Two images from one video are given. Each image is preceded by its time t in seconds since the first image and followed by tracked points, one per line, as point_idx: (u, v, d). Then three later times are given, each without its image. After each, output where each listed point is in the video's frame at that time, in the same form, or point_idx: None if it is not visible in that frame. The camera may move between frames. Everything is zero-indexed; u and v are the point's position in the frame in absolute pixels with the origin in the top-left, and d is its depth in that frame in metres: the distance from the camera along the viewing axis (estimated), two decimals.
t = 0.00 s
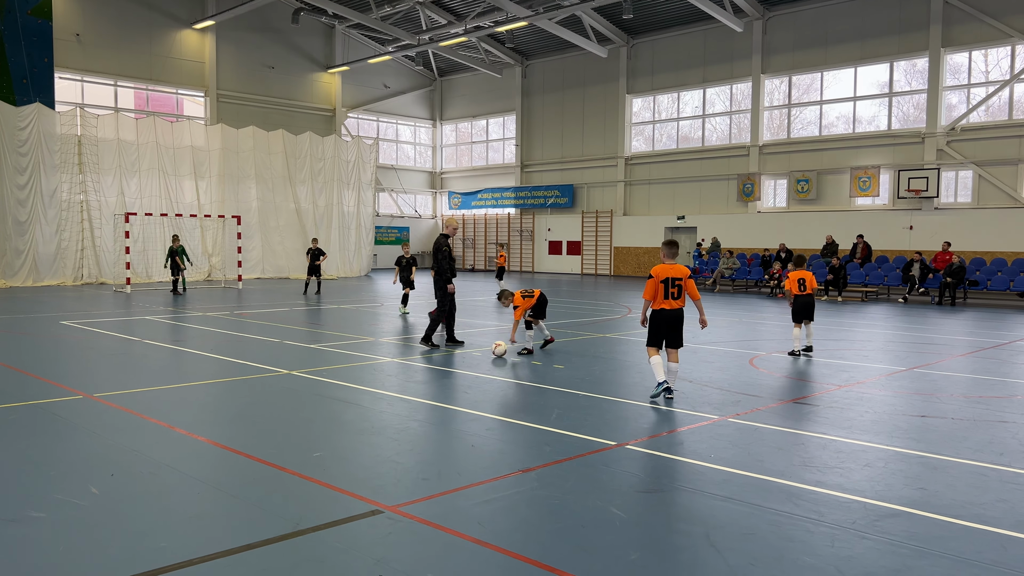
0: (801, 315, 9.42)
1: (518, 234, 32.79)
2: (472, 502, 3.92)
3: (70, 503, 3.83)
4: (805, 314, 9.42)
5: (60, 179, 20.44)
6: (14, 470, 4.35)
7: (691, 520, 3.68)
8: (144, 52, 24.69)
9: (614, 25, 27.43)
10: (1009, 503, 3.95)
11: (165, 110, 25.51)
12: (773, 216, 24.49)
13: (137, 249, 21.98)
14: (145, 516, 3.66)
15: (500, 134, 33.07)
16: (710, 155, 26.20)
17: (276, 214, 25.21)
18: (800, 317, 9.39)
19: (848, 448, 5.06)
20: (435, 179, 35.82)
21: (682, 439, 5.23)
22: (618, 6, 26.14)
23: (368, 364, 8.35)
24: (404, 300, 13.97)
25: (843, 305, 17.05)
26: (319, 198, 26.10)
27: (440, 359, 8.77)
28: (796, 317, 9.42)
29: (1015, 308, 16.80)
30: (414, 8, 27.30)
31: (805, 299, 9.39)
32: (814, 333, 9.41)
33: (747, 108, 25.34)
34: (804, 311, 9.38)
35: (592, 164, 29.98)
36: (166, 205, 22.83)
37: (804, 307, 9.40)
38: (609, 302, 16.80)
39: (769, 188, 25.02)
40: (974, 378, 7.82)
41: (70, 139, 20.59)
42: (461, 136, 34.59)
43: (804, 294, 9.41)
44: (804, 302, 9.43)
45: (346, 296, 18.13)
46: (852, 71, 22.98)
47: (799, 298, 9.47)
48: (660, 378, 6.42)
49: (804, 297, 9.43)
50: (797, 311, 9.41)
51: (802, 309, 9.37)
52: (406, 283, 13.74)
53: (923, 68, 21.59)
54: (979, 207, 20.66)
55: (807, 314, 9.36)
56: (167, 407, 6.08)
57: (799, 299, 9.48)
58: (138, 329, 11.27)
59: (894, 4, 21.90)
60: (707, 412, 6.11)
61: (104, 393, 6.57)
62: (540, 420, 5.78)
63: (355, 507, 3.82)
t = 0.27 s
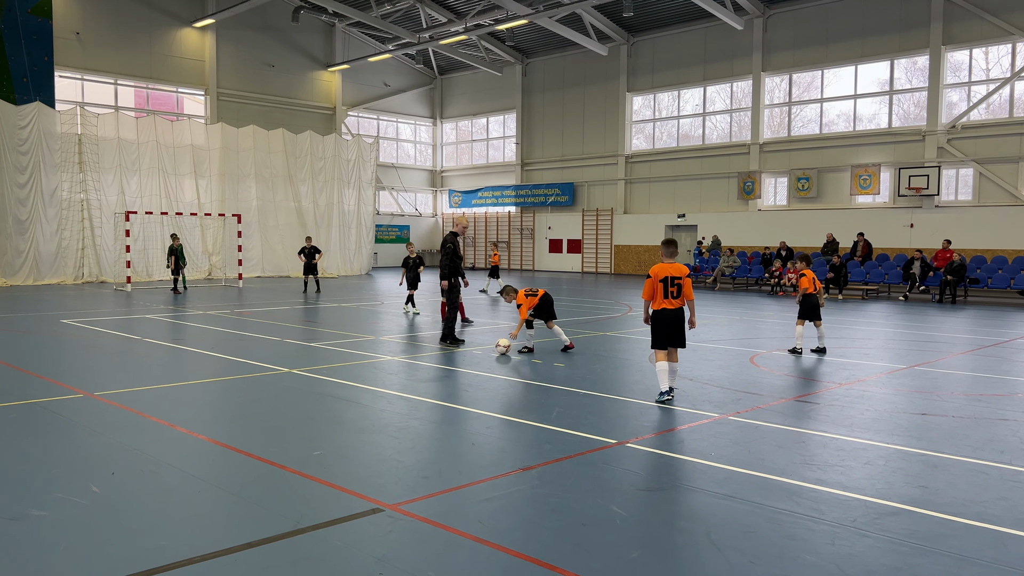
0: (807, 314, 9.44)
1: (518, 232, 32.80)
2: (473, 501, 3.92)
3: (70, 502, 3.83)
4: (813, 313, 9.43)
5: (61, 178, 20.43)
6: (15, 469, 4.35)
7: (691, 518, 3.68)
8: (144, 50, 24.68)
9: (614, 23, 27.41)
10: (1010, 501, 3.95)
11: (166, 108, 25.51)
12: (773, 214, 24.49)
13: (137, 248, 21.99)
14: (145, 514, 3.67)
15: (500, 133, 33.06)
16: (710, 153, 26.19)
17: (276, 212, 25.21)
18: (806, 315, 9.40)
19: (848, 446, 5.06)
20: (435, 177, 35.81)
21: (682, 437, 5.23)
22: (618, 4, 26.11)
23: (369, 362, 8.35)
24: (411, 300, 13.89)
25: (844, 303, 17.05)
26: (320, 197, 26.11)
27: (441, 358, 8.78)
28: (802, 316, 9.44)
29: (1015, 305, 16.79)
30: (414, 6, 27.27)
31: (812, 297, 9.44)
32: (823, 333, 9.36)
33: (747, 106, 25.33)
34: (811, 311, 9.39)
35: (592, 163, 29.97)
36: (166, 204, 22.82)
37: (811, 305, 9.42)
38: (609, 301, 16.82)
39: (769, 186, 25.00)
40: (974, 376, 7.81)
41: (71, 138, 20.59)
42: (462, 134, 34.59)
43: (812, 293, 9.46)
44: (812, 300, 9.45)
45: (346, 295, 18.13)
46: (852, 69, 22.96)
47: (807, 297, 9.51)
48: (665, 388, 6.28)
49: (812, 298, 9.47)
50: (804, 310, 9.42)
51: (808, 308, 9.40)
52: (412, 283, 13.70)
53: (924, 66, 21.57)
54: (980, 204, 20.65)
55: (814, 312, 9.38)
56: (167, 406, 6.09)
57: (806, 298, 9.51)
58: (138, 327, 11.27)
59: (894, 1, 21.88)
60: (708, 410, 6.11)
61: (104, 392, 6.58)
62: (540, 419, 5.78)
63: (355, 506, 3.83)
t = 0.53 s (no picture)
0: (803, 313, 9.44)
1: (518, 231, 32.80)
2: (473, 499, 3.93)
3: (71, 501, 3.83)
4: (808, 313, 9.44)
5: (61, 177, 20.43)
6: (15, 468, 4.35)
7: (692, 517, 3.68)
8: (143, 49, 24.67)
9: (614, 21, 27.38)
10: (1011, 499, 3.95)
11: (166, 107, 25.51)
12: (774, 213, 24.48)
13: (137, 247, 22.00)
14: (145, 514, 3.67)
15: (500, 131, 33.04)
16: (710, 152, 26.17)
17: (276, 211, 25.21)
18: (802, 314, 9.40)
19: (849, 444, 5.06)
20: (435, 176, 35.78)
21: (683, 436, 5.24)
22: (619, 3, 26.08)
23: (369, 361, 8.35)
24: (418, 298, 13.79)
25: (844, 302, 17.04)
26: (320, 195, 26.11)
27: (441, 356, 8.78)
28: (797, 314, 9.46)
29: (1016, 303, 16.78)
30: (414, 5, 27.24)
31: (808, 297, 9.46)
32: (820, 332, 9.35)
33: (747, 104, 25.31)
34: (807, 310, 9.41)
35: (592, 161, 29.96)
36: (166, 203, 22.81)
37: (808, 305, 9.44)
38: (610, 299, 16.81)
39: (769, 185, 24.98)
40: (975, 374, 7.81)
41: (71, 137, 20.59)
42: (462, 133, 34.57)
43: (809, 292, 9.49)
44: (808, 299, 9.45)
45: (346, 294, 18.13)
46: (852, 67, 22.93)
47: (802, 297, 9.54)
48: (666, 389, 6.30)
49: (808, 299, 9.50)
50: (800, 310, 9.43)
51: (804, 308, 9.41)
52: (419, 282, 13.67)
53: (924, 64, 21.54)
54: (980, 203, 20.63)
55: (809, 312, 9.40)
56: (167, 405, 6.09)
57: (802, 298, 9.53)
58: (138, 326, 11.27)
59: None
60: (709, 408, 6.11)
61: (104, 391, 6.57)
62: (541, 418, 5.77)
63: (356, 505, 3.83)
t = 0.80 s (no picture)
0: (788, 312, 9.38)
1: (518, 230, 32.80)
2: (473, 500, 3.92)
3: (71, 501, 3.83)
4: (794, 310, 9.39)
5: (61, 177, 20.42)
6: (14, 468, 4.35)
7: (692, 516, 3.68)
8: (143, 48, 24.67)
9: (614, 20, 27.36)
10: (1011, 497, 3.96)
11: (165, 107, 25.50)
12: (774, 212, 24.48)
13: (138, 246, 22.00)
14: (145, 513, 3.67)
15: (500, 130, 33.03)
16: (710, 151, 26.17)
17: (275, 210, 25.20)
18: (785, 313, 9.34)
19: (849, 443, 5.07)
20: (435, 175, 35.76)
21: (684, 434, 5.24)
22: (618, 2, 26.06)
23: (370, 361, 8.35)
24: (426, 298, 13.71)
25: (844, 301, 17.04)
26: (320, 195, 26.10)
27: (441, 356, 8.78)
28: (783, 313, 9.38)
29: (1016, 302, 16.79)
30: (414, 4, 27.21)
31: (794, 294, 9.40)
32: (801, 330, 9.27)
33: (747, 103, 25.29)
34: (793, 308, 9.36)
35: (592, 160, 29.94)
36: (166, 202, 22.81)
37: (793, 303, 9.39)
38: (610, 298, 16.80)
39: (769, 183, 24.97)
40: (975, 373, 7.82)
41: (71, 137, 20.59)
42: (462, 132, 34.56)
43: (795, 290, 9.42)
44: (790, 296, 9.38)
45: (346, 293, 18.12)
46: (852, 66, 22.92)
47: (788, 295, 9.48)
48: (666, 388, 6.30)
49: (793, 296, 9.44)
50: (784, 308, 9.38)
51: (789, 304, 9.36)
52: (427, 282, 13.64)
53: (925, 63, 21.52)
54: (980, 201, 20.62)
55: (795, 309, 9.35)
56: (167, 404, 6.09)
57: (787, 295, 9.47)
58: (138, 326, 11.27)
59: None
60: (709, 408, 6.11)
61: (104, 391, 6.57)
62: (541, 417, 5.77)
63: (356, 505, 3.83)
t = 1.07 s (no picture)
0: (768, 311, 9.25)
1: (518, 230, 32.80)
2: (473, 499, 3.92)
3: (71, 501, 3.83)
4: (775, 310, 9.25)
5: (61, 177, 20.41)
6: (14, 468, 4.35)
7: (692, 515, 3.68)
8: (143, 48, 24.66)
9: (614, 19, 27.34)
10: (1012, 497, 3.95)
11: (165, 107, 25.50)
12: (774, 211, 24.48)
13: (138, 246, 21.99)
14: (144, 514, 3.67)
15: (500, 130, 33.02)
16: (710, 150, 26.16)
17: (275, 211, 25.19)
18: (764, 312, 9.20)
19: (850, 442, 5.06)
20: (435, 175, 35.77)
21: (684, 434, 5.24)
22: (618, 1, 26.05)
23: (370, 361, 8.34)
24: (437, 298, 13.58)
25: (845, 300, 17.04)
26: (320, 195, 26.10)
27: (441, 355, 8.77)
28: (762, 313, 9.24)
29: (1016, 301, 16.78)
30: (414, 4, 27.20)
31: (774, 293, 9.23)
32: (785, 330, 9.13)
33: (747, 102, 25.29)
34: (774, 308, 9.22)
35: (592, 160, 29.94)
36: (166, 202, 22.80)
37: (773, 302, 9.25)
38: (611, 297, 16.80)
39: (769, 183, 24.97)
40: (976, 372, 7.81)
41: (71, 137, 20.59)
42: (462, 132, 34.56)
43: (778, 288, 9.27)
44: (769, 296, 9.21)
45: (346, 293, 18.13)
46: (852, 65, 22.90)
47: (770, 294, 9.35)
48: (667, 388, 6.30)
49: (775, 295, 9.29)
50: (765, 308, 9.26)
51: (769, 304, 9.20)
52: (438, 281, 13.60)
53: (924, 62, 21.51)
54: (980, 200, 20.61)
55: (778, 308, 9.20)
56: (167, 405, 6.09)
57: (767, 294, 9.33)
58: (139, 326, 11.27)
59: None
60: (710, 407, 6.10)
61: (105, 391, 6.57)
62: (542, 417, 5.77)
63: (356, 504, 3.83)
